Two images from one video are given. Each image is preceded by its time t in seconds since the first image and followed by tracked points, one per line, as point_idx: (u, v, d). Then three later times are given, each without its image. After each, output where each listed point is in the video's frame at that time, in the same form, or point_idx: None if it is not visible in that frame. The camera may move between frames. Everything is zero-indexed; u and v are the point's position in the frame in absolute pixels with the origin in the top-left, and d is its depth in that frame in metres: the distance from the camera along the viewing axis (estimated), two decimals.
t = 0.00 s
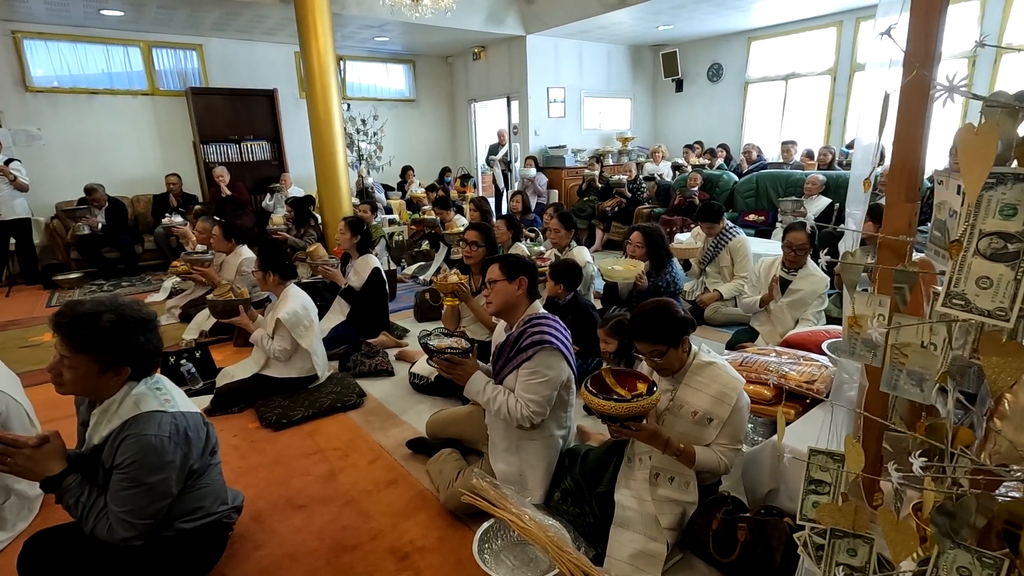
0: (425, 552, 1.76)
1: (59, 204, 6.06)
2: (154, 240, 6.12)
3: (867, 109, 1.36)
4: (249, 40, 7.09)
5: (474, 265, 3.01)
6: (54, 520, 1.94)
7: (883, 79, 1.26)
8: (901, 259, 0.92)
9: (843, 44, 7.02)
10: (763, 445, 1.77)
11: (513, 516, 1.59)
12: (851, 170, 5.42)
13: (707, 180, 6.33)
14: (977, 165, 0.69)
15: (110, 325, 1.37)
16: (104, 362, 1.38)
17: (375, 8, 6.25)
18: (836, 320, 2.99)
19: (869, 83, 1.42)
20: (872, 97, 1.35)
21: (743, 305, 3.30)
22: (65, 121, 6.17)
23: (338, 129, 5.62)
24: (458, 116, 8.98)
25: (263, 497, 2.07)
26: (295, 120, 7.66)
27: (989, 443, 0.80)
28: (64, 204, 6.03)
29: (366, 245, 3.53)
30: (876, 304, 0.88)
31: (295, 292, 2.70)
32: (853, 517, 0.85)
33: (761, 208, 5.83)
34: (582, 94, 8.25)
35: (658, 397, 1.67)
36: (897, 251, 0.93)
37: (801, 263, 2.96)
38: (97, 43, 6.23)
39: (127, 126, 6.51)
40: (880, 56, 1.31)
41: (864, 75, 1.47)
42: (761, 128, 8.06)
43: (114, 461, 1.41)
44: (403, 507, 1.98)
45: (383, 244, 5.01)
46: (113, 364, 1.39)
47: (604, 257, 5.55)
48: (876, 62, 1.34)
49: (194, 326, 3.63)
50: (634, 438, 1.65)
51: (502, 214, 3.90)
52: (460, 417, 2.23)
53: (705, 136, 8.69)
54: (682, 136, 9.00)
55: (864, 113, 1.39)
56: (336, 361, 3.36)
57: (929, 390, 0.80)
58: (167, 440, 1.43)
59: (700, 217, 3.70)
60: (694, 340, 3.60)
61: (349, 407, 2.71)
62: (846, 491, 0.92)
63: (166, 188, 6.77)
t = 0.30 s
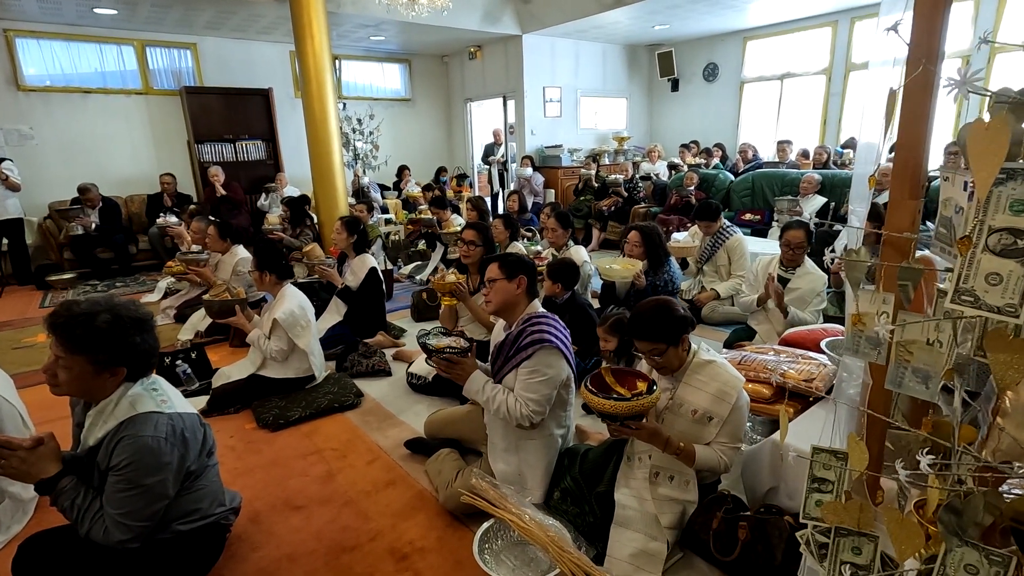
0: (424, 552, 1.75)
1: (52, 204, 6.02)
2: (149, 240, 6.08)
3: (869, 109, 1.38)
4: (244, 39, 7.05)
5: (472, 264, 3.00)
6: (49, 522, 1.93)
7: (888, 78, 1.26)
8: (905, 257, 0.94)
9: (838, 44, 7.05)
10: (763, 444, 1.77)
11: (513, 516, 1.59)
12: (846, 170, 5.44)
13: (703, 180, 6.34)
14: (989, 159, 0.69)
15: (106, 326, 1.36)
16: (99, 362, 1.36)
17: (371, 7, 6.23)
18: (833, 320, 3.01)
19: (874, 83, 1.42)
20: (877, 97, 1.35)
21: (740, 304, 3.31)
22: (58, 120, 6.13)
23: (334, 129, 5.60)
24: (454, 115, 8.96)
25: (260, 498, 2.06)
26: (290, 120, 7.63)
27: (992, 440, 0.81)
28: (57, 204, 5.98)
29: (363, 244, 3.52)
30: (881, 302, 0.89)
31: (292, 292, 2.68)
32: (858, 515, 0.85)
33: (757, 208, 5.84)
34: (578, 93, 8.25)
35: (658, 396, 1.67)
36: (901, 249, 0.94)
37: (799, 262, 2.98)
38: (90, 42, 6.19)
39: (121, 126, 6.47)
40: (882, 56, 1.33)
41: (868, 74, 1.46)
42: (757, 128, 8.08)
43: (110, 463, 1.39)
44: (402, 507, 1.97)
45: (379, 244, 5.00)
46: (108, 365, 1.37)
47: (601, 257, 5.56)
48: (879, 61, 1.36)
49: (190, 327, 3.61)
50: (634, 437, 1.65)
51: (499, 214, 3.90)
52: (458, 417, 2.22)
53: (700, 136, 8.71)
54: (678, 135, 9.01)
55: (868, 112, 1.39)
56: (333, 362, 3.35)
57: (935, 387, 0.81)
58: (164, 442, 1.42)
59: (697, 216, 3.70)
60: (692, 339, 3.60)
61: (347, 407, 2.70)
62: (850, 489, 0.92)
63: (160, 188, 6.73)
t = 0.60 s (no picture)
0: (419, 555, 1.73)
1: (41, 204, 5.95)
2: (140, 240, 6.03)
3: (865, 107, 1.39)
4: (236, 37, 7.00)
5: (467, 264, 2.99)
6: (36, 527, 1.90)
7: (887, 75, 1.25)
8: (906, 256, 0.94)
9: (831, 44, 7.07)
10: (759, 444, 1.77)
11: (508, 518, 1.57)
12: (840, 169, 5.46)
13: (698, 179, 6.34)
14: (998, 153, 0.69)
15: (93, 327, 1.33)
16: (86, 364, 1.33)
17: (365, 6, 6.20)
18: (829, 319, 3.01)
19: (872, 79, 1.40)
20: (874, 94, 1.34)
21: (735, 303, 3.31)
22: (48, 119, 6.06)
23: (328, 128, 5.56)
24: (448, 114, 8.94)
25: (253, 501, 2.03)
26: (283, 119, 7.58)
27: (993, 439, 0.80)
28: (47, 203, 5.92)
29: (356, 244, 3.50)
30: (882, 301, 0.88)
31: (285, 292, 2.66)
32: (860, 518, 0.84)
33: (752, 207, 5.85)
34: (573, 93, 8.24)
35: (654, 396, 1.66)
36: (902, 248, 0.94)
37: (795, 260, 3.00)
38: (80, 41, 6.12)
39: (112, 125, 6.41)
40: (877, 54, 1.33)
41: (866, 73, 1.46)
42: (751, 127, 8.10)
43: (98, 467, 1.37)
44: (397, 509, 1.95)
45: (373, 244, 4.97)
46: (96, 367, 1.35)
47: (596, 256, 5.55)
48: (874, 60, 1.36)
49: (182, 328, 3.57)
50: (630, 437, 1.64)
51: (494, 213, 3.89)
52: (453, 418, 2.20)
53: (695, 135, 8.72)
54: (673, 135, 9.02)
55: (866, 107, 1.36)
56: (326, 362, 3.32)
57: (938, 387, 0.81)
58: (154, 445, 1.39)
59: (693, 215, 3.69)
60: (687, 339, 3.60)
61: (341, 409, 2.67)
62: (850, 490, 0.91)
63: (152, 187, 6.67)
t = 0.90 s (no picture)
0: (410, 562, 1.69)
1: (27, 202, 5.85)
2: (128, 240, 5.94)
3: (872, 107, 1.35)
4: (226, 34, 6.92)
5: (460, 263, 2.95)
6: (14, 535, 1.84)
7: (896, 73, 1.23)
8: (910, 255, 0.93)
9: (824, 44, 7.09)
10: (756, 447, 1.74)
11: (501, 524, 1.53)
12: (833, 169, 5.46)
13: (692, 179, 6.33)
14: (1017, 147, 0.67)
15: (67, 330, 1.28)
16: (62, 367, 1.29)
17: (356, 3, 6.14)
18: (823, 319, 3.01)
19: (880, 79, 1.37)
20: (883, 91, 1.30)
21: (730, 303, 3.29)
22: (33, 117, 5.96)
23: (319, 127, 5.50)
24: (441, 113, 8.89)
25: (239, 506, 1.98)
26: (274, 117, 7.51)
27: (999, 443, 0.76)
28: (32, 202, 5.82)
29: (347, 243, 3.45)
30: (886, 301, 0.89)
31: (273, 293, 2.61)
32: (864, 527, 0.81)
33: (745, 207, 5.85)
34: (567, 92, 8.21)
35: (649, 398, 1.63)
36: (907, 247, 0.93)
37: (790, 259, 3.01)
38: (67, 37, 6.03)
39: (99, 122, 6.32)
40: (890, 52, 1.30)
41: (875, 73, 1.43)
42: (744, 127, 8.11)
43: (75, 475, 1.32)
44: (388, 514, 1.91)
45: (365, 244, 4.92)
46: (72, 370, 1.30)
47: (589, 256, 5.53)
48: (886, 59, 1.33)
49: (169, 329, 3.52)
50: (624, 439, 1.62)
51: (488, 212, 3.86)
52: (445, 420, 2.16)
53: (688, 135, 8.72)
54: (666, 135, 9.02)
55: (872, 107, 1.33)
56: (317, 364, 3.27)
57: (946, 392, 0.82)
58: (133, 451, 1.34)
59: (687, 214, 3.67)
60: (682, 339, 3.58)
61: (330, 411, 2.63)
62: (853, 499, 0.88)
63: (140, 186, 6.59)
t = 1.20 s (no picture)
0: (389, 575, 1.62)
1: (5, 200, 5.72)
2: (110, 239, 5.82)
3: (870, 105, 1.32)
4: (211, 30, 6.80)
5: (446, 263, 2.88)
6: None
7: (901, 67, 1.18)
8: (914, 257, 0.91)
9: (816, 42, 7.06)
10: (748, 453, 1.69)
11: (482, 537, 1.46)
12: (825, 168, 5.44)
13: (683, 177, 6.29)
14: None
15: (16, 336, 1.20)
16: (11, 376, 1.21)
17: None
18: (816, 319, 2.97)
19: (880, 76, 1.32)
20: (885, 88, 1.25)
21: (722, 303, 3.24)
22: (11, 113, 5.82)
23: (306, 124, 5.41)
24: (432, 111, 8.80)
25: (213, 516, 1.91)
26: (262, 114, 7.40)
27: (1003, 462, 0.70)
28: (11, 200, 5.69)
29: (331, 242, 3.36)
30: (885, 308, 0.83)
31: (252, 294, 2.53)
32: (866, 554, 0.76)
33: (737, 206, 5.81)
34: (558, 90, 8.15)
35: (637, 404, 1.57)
36: (910, 248, 0.91)
37: (782, 259, 2.97)
38: (46, 31, 5.89)
39: (80, 119, 6.19)
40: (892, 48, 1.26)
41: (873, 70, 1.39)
42: (736, 126, 8.08)
43: (27, 490, 1.24)
44: (367, 524, 1.84)
45: (353, 243, 4.84)
46: (22, 380, 1.22)
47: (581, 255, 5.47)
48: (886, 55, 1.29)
49: (147, 331, 3.42)
50: (611, 447, 1.56)
51: (476, 211, 3.79)
52: (428, 426, 2.09)
53: (680, 134, 8.69)
54: (659, 133, 8.98)
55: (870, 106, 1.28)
56: (299, 366, 3.19)
57: (954, 409, 0.77)
58: (90, 464, 1.26)
59: (678, 213, 3.61)
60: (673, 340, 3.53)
61: (312, 416, 2.55)
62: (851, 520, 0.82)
63: (123, 184, 6.46)
